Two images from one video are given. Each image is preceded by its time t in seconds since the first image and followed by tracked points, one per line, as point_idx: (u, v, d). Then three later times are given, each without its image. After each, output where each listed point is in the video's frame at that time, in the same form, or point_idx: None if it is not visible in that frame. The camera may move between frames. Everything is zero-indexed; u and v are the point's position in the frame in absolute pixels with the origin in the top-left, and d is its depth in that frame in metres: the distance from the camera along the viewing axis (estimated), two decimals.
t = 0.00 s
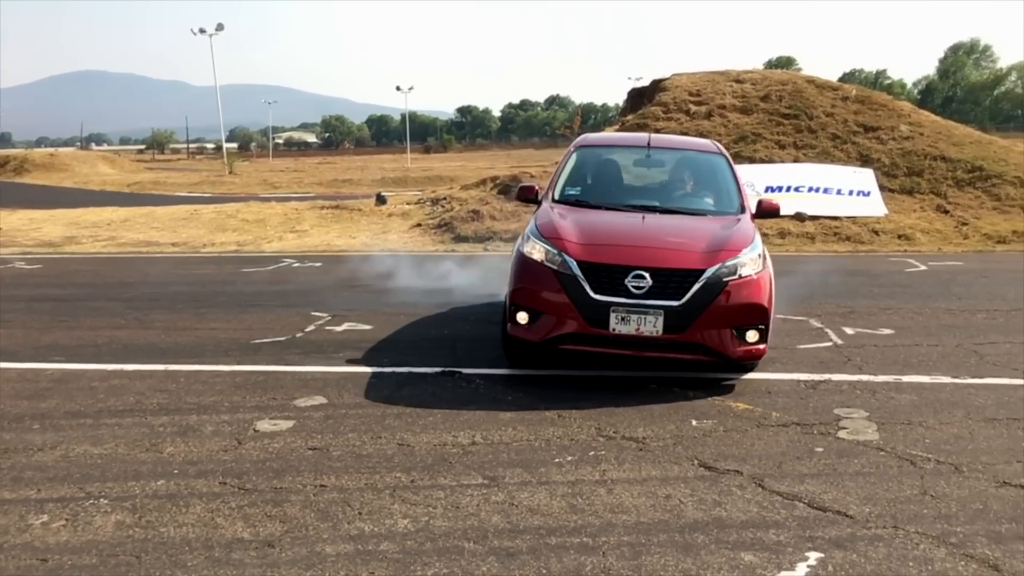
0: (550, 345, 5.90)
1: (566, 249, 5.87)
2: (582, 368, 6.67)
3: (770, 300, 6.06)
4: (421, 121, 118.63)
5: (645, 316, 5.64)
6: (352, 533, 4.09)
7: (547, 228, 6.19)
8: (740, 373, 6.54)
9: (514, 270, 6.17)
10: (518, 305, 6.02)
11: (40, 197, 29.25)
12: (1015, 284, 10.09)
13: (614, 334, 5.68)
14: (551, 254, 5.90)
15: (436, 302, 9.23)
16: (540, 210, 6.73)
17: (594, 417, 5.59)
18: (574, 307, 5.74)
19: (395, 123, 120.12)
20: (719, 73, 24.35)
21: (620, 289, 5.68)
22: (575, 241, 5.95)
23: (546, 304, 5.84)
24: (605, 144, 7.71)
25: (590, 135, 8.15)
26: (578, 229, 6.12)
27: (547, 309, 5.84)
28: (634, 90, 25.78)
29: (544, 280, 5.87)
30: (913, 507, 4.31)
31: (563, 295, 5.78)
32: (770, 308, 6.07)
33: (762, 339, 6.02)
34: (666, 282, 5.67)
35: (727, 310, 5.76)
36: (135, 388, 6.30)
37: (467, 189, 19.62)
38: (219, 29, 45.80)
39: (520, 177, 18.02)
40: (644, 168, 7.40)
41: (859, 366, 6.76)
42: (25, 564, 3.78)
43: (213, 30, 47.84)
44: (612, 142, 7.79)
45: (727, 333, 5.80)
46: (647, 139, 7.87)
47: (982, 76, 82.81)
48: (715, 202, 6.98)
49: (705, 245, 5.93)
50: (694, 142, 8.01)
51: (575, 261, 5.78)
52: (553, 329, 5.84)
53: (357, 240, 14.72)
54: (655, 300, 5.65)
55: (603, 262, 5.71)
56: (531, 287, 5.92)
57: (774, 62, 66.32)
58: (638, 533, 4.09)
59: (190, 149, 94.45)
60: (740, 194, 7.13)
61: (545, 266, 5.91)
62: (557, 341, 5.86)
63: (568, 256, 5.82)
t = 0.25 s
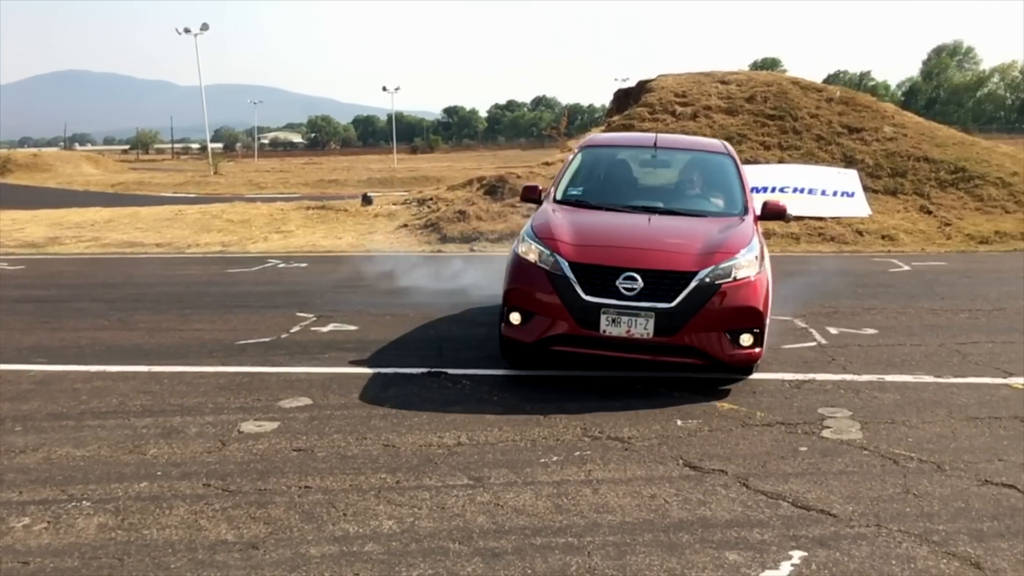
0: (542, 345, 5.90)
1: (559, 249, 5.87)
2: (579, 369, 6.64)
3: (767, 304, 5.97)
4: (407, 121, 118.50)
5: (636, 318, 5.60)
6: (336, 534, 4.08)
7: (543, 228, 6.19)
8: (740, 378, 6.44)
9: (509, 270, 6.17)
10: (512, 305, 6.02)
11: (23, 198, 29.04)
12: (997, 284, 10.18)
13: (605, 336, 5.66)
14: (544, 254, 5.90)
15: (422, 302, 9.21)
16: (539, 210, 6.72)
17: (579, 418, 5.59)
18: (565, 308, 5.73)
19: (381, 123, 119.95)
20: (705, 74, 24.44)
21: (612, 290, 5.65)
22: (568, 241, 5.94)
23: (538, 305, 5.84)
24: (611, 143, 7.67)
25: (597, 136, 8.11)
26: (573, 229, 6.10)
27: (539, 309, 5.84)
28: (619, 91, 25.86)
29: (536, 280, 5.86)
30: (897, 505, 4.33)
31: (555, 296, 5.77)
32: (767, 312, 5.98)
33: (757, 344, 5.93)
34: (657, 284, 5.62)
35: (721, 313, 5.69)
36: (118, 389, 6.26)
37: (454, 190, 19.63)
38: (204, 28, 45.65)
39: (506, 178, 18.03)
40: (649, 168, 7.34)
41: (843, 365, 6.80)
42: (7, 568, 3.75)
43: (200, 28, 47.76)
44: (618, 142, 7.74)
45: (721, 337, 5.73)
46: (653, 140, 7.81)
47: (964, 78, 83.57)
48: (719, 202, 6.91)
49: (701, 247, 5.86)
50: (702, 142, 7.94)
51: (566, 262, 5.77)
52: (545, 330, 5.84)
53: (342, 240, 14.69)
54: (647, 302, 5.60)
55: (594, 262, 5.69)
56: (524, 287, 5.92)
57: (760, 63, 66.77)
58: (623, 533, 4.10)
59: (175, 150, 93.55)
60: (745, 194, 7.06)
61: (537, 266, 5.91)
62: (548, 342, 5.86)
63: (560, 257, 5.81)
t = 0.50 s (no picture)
0: (534, 345, 5.90)
1: (551, 249, 5.86)
2: (574, 371, 6.62)
3: (761, 306, 5.90)
4: (394, 121, 118.33)
5: (626, 319, 5.57)
6: (322, 535, 4.06)
7: (538, 228, 6.18)
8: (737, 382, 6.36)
9: (503, 270, 6.18)
10: (505, 305, 6.02)
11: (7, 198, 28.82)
12: (980, 283, 10.25)
13: (596, 337, 5.64)
14: (536, 255, 5.90)
15: (409, 302, 9.19)
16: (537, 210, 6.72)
17: (566, 418, 5.59)
18: (556, 308, 5.73)
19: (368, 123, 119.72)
20: (691, 74, 24.50)
21: (602, 291, 5.62)
22: (560, 241, 5.93)
23: (530, 305, 5.84)
24: (614, 144, 7.65)
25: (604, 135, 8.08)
26: (566, 229, 6.09)
27: (531, 310, 5.84)
28: (606, 91, 25.89)
29: (528, 281, 5.87)
30: (881, 503, 4.35)
31: (546, 296, 5.77)
32: (761, 315, 5.91)
33: (751, 347, 5.85)
34: (648, 285, 5.58)
35: (713, 316, 5.63)
36: (102, 391, 6.21)
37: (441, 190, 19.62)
38: (189, 28, 45.46)
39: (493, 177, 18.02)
40: (651, 168, 7.29)
41: (828, 365, 6.83)
42: None
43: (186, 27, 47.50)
44: (622, 142, 7.71)
45: (714, 339, 5.67)
46: (658, 140, 7.76)
47: (948, 79, 84.23)
48: (720, 201, 6.86)
49: (694, 248, 5.81)
50: (708, 142, 7.88)
51: (557, 262, 5.77)
52: (537, 330, 5.84)
53: (329, 241, 14.65)
54: (637, 304, 5.56)
55: (584, 262, 5.68)
56: (516, 287, 5.92)
57: (746, 63, 67.14)
58: (609, 533, 4.10)
59: (160, 149, 93.06)
60: (746, 194, 7.00)
61: (530, 267, 5.91)
62: (540, 342, 5.86)
63: (551, 257, 5.81)
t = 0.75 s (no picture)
0: (524, 346, 5.91)
1: (540, 250, 5.86)
2: (564, 371, 6.63)
3: (752, 309, 5.82)
4: (379, 122, 118.08)
5: (613, 320, 5.54)
6: (305, 537, 4.05)
7: (531, 229, 6.18)
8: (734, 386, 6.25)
9: (495, 270, 6.20)
10: (496, 306, 6.03)
11: None
12: (960, 283, 10.35)
13: (583, 338, 5.63)
14: (526, 256, 5.91)
15: (393, 303, 9.17)
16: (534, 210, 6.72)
17: (550, 418, 5.59)
18: (544, 309, 5.73)
19: (352, 124, 119.42)
20: (675, 75, 24.58)
21: (590, 293, 5.61)
22: (551, 241, 5.92)
23: (519, 306, 5.85)
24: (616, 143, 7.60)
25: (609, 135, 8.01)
26: (558, 229, 6.09)
27: (520, 310, 5.85)
28: (590, 92, 25.93)
29: (518, 281, 5.87)
30: (862, 502, 4.39)
31: (534, 296, 5.78)
32: (752, 318, 5.83)
33: (742, 350, 5.78)
34: (636, 287, 5.55)
35: (702, 318, 5.57)
36: (83, 392, 6.16)
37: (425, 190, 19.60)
38: (171, 27, 45.21)
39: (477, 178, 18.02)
40: (653, 168, 7.20)
41: (811, 364, 6.87)
42: None
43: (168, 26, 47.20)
44: (626, 142, 7.65)
45: (703, 342, 5.61)
46: (662, 139, 7.67)
47: (928, 81, 85.00)
48: (719, 200, 6.79)
49: (685, 249, 5.75)
50: (713, 141, 7.80)
51: (546, 263, 5.77)
52: (526, 331, 5.85)
53: (312, 241, 14.59)
54: (624, 305, 5.54)
55: (572, 263, 5.68)
56: (506, 288, 5.94)
57: (729, 64, 67.57)
58: (593, 532, 4.10)
59: (142, 149, 92.45)
60: (747, 193, 6.92)
61: (520, 267, 5.92)
62: (529, 343, 5.87)
63: (540, 258, 5.81)
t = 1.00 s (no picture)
0: (514, 346, 5.92)
1: (531, 249, 5.87)
2: (554, 371, 6.63)
3: (743, 310, 5.79)
4: (366, 121, 117.81)
5: (601, 321, 5.54)
6: (290, 538, 4.03)
7: (524, 228, 6.19)
8: (728, 388, 6.20)
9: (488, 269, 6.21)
10: (488, 306, 6.04)
11: None
12: (943, 283, 10.42)
13: (571, 339, 5.63)
14: (517, 256, 5.92)
15: (379, 303, 9.15)
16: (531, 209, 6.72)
17: (537, 418, 5.59)
18: (533, 309, 5.74)
19: (339, 123, 119.10)
20: (661, 75, 24.62)
21: (578, 293, 5.61)
22: (542, 241, 5.93)
23: (509, 305, 5.86)
24: (618, 142, 7.54)
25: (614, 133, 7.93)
26: (551, 229, 6.08)
27: (510, 310, 5.87)
28: (577, 92, 25.95)
29: (508, 281, 5.88)
30: (846, 500, 4.41)
31: (524, 296, 5.79)
32: (743, 319, 5.80)
33: (732, 351, 5.76)
34: (625, 287, 5.54)
35: (690, 320, 5.56)
36: (66, 394, 6.12)
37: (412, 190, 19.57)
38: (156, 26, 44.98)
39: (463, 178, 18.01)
40: (654, 169, 7.12)
41: (796, 364, 6.90)
42: None
43: (153, 25, 46.91)
44: (628, 141, 7.58)
45: (691, 344, 5.60)
46: (665, 138, 7.58)
47: (912, 82, 85.56)
48: (718, 201, 6.72)
49: (676, 250, 5.72)
50: (717, 139, 7.71)
51: (536, 263, 5.77)
52: (516, 331, 5.86)
53: (298, 241, 14.55)
54: (611, 306, 5.53)
55: (561, 263, 5.68)
56: (497, 287, 5.95)
57: (715, 65, 67.83)
58: (579, 532, 4.11)
59: (127, 149, 91.87)
60: (746, 192, 6.84)
61: (510, 267, 5.93)
62: (519, 343, 5.88)
63: (530, 257, 5.82)
